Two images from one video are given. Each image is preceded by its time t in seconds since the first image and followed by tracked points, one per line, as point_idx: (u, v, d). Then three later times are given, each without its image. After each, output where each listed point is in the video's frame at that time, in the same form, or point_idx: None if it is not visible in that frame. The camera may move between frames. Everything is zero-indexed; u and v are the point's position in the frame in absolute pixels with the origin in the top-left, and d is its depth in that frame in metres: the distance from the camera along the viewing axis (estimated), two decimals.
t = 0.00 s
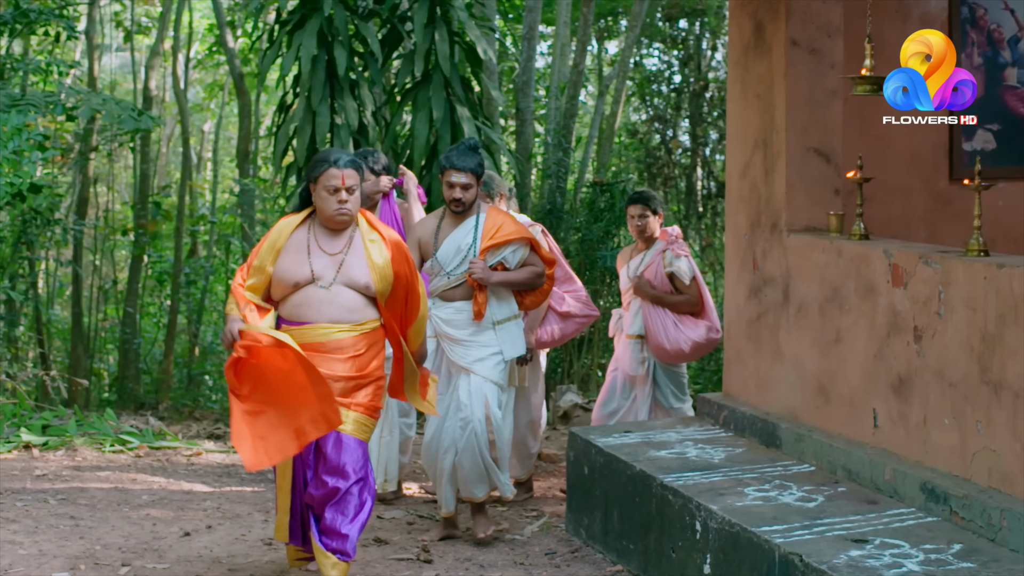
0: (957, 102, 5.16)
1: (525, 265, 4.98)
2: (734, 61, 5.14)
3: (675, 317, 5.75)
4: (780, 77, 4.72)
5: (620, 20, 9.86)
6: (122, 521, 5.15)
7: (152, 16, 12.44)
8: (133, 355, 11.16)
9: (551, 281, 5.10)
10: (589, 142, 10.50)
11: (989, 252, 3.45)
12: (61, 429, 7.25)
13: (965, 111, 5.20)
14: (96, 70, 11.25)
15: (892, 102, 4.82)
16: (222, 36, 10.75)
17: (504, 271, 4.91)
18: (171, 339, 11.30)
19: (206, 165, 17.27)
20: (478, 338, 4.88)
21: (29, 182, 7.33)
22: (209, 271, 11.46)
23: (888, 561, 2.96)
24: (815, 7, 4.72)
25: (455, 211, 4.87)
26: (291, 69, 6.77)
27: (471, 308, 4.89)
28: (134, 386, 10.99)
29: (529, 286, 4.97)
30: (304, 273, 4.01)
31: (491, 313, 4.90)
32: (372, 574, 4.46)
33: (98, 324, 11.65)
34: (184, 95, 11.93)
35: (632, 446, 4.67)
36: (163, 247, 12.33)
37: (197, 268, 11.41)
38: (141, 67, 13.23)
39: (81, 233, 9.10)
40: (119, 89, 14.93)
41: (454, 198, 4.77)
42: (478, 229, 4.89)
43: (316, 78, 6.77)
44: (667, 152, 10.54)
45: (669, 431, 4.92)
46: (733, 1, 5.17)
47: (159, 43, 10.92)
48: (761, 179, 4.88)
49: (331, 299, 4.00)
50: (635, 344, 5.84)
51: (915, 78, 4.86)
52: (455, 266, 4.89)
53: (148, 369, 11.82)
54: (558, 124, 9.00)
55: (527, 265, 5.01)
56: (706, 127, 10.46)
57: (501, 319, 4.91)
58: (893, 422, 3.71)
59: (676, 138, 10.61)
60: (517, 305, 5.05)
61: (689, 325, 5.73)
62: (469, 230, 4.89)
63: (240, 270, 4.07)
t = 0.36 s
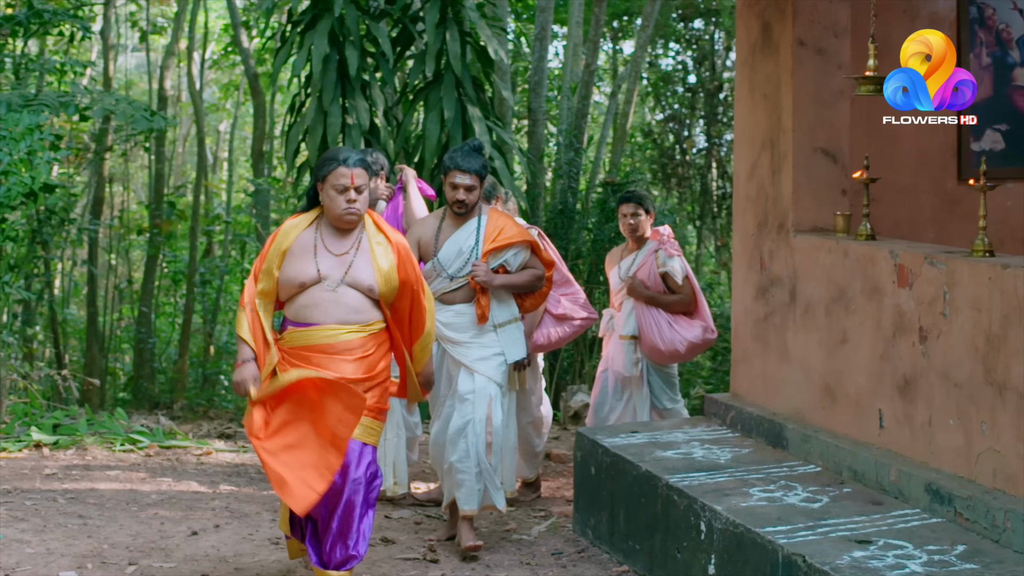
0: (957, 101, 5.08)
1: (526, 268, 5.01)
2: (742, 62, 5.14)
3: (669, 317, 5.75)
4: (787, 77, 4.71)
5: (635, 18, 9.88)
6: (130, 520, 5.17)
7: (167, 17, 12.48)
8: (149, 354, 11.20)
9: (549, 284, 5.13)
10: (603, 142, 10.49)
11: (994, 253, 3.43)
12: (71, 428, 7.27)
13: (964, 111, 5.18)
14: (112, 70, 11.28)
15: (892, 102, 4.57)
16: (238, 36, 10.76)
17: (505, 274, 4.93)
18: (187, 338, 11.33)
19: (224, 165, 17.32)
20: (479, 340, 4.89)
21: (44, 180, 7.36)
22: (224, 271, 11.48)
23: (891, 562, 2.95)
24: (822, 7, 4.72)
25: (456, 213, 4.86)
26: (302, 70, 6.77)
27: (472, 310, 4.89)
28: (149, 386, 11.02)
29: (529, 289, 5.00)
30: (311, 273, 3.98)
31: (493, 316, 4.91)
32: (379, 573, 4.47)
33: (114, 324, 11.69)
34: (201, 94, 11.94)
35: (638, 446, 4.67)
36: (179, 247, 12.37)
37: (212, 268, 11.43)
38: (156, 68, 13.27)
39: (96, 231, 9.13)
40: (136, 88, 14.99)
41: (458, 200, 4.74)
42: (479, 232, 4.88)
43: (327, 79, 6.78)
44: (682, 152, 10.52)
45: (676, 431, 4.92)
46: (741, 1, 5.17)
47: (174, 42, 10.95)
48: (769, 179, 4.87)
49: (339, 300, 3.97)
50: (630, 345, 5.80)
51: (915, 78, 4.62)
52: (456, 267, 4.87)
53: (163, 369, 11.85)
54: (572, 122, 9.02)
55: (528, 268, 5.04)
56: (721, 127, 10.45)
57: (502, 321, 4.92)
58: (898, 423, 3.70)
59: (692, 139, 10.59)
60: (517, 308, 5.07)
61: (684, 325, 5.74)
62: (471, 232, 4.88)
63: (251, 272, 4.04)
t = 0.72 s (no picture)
0: (958, 101, 4.97)
1: (553, 279, 4.63)
2: (790, 61, 5.10)
3: (668, 313, 5.36)
4: (832, 77, 4.68)
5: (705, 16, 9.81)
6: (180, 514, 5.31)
7: (250, 18, 12.67)
8: (230, 352, 11.43)
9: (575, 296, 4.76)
10: (673, 141, 10.41)
11: None
12: (134, 424, 7.44)
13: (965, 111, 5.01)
14: (196, 72, 11.51)
15: (892, 103, 4.54)
16: (320, 37, 10.88)
17: (532, 284, 4.56)
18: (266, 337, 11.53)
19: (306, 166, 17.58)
20: (504, 354, 4.54)
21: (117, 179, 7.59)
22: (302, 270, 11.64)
23: (916, 566, 2.93)
24: (867, 7, 4.67)
25: (487, 214, 4.54)
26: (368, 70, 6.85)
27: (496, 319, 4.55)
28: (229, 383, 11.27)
29: (558, 301, 4.62)
30: (335, 280, 3.34)
31: (518, 328, 4.59)
32: (419, 570, 4.53)
33: (195, 321, 11.96)
34: (285, 93, 12.33)
35: (680, 447, 4.67)
36: (258, 246, 12.58)
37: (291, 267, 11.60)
38: (236, 68, 13.49)
39: (174, 229, 9.34)
40: (220, 90, 15.28)
41: (494, 201, 4.39)
42: (509, 235, 4.52)
43: (394, 79, 6.83)
44: (763, 152, 10.43)
45: (721, 432, 4.92)
46: (789, 0, 5.13)
47: (256, 44, 11.11)
48: (814, 180, 4.83)
49: (372, 310, 3.34)
50: (625, 342, 5.42)
51: (916, 78, 4.59)
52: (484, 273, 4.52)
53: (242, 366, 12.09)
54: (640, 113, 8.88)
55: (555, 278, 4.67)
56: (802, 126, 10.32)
57: (526, 333, 4.60)
58: (936, 427, 3.65)
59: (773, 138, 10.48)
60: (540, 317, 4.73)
61: (684, 322, 5.37)
62: (501, 235, 4.53)
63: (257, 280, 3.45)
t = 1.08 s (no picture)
0: (957, 101, 4.74)
1: (561, 277, 4.40)
2: (816, 59, 5.07)
3: (662, 316, 5.30)
4: (856, 75, 4.65)
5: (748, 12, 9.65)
6: (208, 510, 5.39)
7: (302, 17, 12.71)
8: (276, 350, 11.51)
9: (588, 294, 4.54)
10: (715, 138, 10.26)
11: None
12: (171, 420, 7.52)
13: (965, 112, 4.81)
14: (245, 72, 11.57)
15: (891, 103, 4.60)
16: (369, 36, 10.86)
17: (540, 283, 4.32)
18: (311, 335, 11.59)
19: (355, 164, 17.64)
20: (515, 360, 4.32)
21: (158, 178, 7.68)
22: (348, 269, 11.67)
23: (927, 567, 2.92)
24: (892, 4, 4.63)
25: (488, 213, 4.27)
26: (408, 70, 6.86)
27: (505, 323, 4.30)
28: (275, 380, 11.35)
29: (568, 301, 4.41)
30: (350, 266, 3.12)
31: (528, 330, 4.33)
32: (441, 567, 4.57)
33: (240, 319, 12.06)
34: (335, 93, 12.34)
35: (704, 446, 4.66)
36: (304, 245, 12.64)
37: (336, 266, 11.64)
38: (285, 67, 13.52)
39: (222, 227, 9.41)
40: (271, 89, 15.36)
41: (494, 198, 4.16)
42: (512, 235, 4.27)
43: (433, 78, 6.85)
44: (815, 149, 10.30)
45: (746, 431, 4.90)
46: None
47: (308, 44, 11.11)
48: (840, 178, 4.80)
49: (388, 297, 3.14)
50: (617, 345, 5.34)
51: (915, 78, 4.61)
52: (489, 275, 4.27)
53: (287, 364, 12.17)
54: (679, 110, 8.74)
55: (564, 276, 4.44)
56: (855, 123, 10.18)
57: (537, 336, 4.35)
58: (956, 427, 3.63)
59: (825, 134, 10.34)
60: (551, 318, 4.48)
61: (678, 325, 5.30)
62: (502, 235, 4.27)
63: (259, 271, 3.12)
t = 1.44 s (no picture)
0: (957, 101, 4.70)
1: (559, 280, 4.37)
2: (822, 59, 5.06)
3: (660, 311, 5.29)
4: (861, 74, 4.64)
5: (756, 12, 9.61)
6: (215, 510, 5.41)
7: (315, 17, 12.69)
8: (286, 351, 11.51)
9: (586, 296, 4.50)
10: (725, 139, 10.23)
11: None
12: (180, 420, 7.53)
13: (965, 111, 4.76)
14: (257, 71, 11.54)
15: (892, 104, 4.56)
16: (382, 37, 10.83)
17: (537, 286, 4.29)
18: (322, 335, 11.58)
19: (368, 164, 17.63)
20: (514, 365, 4.30)
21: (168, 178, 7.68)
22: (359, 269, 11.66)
23: (929, 567, 2.92)
24: (897, 3, 4.62)
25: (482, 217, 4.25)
26: (417, 70, 6.87)
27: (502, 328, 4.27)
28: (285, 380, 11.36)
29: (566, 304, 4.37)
30: (358, 271, 3.10)
31: (526, 334, 4.31)
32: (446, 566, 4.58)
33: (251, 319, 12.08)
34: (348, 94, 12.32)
35: (709, 446, 4.67)
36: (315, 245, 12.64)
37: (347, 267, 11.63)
38: (298, 67, 13.50)
39: (235, 227, 9.41)
40: (285, 89, 15.35)
41: (488, 201, 4.13)
42: (507, 238, 4.26)
43: (442, 78, 6.85)
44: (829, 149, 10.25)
45: (751, 431, 4.90)
46: None
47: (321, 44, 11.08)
48: (845, 178, 4.79)
49: (394, 302, 3.11)
50: (616, 341, 5.34)
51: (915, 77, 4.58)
52: (485, 280, 4.25)
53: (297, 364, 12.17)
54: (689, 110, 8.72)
55: (561, 279, 4.40)
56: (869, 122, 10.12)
57: (536, 340, 4.32)
58: (959, 427, 3.62)
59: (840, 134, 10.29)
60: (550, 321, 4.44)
61: (676, 320, 5.29)
62: (498, 239, 4.26)
63: (263, 267, 3.05)
